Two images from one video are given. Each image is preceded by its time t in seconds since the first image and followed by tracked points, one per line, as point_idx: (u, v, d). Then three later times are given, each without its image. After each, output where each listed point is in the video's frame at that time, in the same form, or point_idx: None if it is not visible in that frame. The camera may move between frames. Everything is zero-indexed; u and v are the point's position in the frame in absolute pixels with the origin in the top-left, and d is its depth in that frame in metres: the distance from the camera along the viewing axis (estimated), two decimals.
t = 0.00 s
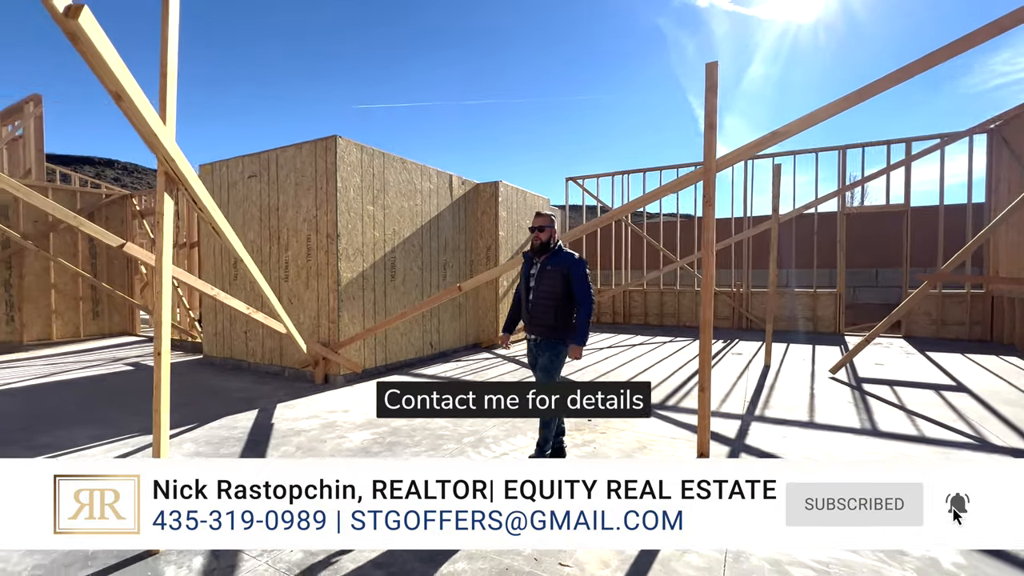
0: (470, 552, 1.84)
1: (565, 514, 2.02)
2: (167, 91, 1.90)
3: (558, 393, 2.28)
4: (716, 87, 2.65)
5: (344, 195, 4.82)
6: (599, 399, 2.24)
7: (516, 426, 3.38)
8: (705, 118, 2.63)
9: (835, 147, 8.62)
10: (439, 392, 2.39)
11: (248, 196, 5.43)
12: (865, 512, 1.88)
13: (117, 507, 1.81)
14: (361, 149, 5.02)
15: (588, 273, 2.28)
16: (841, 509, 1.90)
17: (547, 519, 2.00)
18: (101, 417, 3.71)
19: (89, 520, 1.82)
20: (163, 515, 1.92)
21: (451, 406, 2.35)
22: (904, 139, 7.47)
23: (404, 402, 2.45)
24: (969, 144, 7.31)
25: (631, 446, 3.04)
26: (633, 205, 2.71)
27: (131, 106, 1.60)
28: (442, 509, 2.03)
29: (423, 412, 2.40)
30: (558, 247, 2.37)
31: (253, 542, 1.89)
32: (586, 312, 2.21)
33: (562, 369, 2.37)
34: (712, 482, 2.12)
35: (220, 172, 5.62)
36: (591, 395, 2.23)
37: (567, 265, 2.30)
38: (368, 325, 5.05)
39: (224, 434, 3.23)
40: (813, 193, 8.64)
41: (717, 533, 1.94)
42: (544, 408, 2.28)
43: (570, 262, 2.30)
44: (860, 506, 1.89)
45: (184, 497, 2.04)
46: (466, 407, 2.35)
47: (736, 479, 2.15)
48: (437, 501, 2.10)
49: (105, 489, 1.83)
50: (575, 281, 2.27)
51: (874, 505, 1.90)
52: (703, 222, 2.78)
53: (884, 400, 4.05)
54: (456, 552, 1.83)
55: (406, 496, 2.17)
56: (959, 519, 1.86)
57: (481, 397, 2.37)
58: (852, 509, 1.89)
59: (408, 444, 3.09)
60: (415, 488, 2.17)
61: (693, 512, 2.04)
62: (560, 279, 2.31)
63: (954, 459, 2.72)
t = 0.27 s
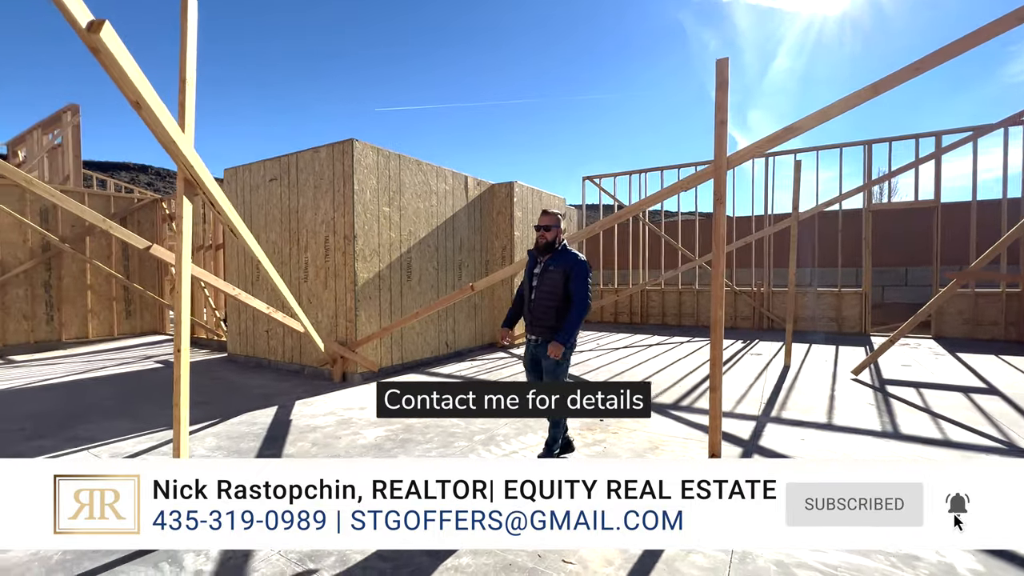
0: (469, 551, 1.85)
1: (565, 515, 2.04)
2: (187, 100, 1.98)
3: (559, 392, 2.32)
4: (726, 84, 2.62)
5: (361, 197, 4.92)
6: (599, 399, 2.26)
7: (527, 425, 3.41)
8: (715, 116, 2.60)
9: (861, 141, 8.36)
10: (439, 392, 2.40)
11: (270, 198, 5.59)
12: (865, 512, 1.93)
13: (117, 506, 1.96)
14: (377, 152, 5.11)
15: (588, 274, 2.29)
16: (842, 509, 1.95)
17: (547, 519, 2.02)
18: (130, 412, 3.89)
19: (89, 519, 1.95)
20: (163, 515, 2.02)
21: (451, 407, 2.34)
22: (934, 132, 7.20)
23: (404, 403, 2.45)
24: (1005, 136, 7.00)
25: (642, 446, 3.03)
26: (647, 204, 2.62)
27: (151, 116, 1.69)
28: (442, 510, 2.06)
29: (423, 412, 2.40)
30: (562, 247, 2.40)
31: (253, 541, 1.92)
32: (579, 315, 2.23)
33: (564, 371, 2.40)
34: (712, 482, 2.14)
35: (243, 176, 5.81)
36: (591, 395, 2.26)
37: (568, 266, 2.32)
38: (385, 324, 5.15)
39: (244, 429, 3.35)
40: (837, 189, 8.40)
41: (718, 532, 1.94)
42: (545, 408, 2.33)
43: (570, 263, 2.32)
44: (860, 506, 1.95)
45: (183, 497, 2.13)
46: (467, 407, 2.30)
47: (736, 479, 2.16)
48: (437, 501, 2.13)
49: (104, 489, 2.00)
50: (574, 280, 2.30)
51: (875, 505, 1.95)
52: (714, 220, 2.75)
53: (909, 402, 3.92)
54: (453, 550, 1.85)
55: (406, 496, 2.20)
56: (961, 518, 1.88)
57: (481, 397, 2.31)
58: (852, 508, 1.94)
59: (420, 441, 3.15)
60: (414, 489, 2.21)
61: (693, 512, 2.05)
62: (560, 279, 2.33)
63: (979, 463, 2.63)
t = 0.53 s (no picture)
0: (472, 552, 1.86)
1: (565, 514, 2.06)
2: (206, 107, 2.06)
3: (559, 393, 2.33)
4: (735, 83, 2.61)
5: (376, 199, 5.01)
6: (599, 399, 2.30)
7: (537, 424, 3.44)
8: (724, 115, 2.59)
9: (884, 137, 8.16)
10: (439, 392, 2.46)
11: (289, 201, 5.73)
12: (865, 512, 1.92)
13: (117, 506, 1.98)
14: (391, 154, 5.21)
15: (592, 274, 2.33)
16: (842, 509, 1.94)
17: (547, 519, 2.03)
18: (156, 407, 4.05)
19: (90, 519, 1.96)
20: (163, 515, 2.03)
21: (452, 406, 2.41)
22: (961, 127, 6.99)
23: (404, 403, 2.51)
24: None
25: (651, 446, 3.04)
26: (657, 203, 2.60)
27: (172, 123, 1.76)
28: (442, 510, 2.07)
29: (423, 412, 2.46)
30: (566, 247, 2.44)
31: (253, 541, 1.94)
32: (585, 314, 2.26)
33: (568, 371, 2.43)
34: (712, 482, 2.16)
35: (264, 179, 5.98)
36: (591, 395, 2.29)
37: (573, 266, 2.36)
38: (399, 323, 5.23)
39: (262, 425, 3.46)
40: (859, 186, 8.21)
41: (717, 533, 1.96)
42: (544, 408, 2.34)
43: (575, 263, 2.35)
44: (860, 506, 1.94)
45: (184, 497, 2.13)
46: (466, 407, 2.40)
47: (736, 479, 2.17)
48: (437, 501, 2.14)
49: (104, 489, 2.01)
50: (580, 278, 2.33)
51: (875, 505, 1.94)
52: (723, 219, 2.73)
53: (930, 404, 3.82)
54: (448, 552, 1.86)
55: (405, 496, 2.20)
56: (959, 516, 1.89)
57: (481, 397, 2.43)
58: (852, 509, 1.93)
59: (432, 438, 3.21)
60: (414, 488, 2.21)
61: (693, 512, 2.07)
62: (565, 279, 2.37)
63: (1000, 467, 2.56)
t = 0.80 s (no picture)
0: (473, 551, 1.89)
1: (565, 515, 2.09)
2: (223, 114, 2.15)
3: (558, 392, 2.35)
4: (741, 83, 2.62)
5: (388, 201, 5.11)
6: (599, 399, 2.31)
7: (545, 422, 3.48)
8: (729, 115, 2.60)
9: (902, 135, 8.01)
10: (439, 393, 2.52)
11: (304, 203, 5.87)
12: (864, 512, 1.95)
13: (117, 506, 2.01)
14: (404, 157, 5.30)
15: (594, 273, 2.38)
16: (842, 509, 1.97)
17: (547, 519, 2.06)
18: (176, 404, 4.18)
19: (90, 519, 1.99)
20: (164, 515, 2.05)
21: (451, 406, 2.47)
22: (983, 124, 6.83)
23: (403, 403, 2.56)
24: None
25: (658, 445, 3.05)
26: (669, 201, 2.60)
27: (192, 130, 1.85)
28: (442, 510, 2.09)
29: (423, 412, 2.52)
30: (566, 247, 2.49)
31: (253, 541, 1.96)
32: (592, 312, 2.30)
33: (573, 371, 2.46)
34: (712, 482, 2.19)
35: (281, 182, 6.13)
36: (591, 395, 2.30)
37: (575, 266, 2.41)
38: (411, 323, 5.32)
39: (277, 422, 3.56)
40: (876, 185, 8.07)
41: (716, 531, 1.99)
42: (544, 407, 2.39)
43: (578, 263, 2.40)
44: (860, 505, 1.97)
45: (184, 497, 2.17)
46: (466, 406, 2.46)
47: (736, 479, 2.19)
48: (437, 501, 2.16)
49: (105, 489, 2.05)
50: (582, 278, 2.37)
51: (874, 505, 1.97)
52: (730, 219, 2.73)
53: (945, 407, 3.76)
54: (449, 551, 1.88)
55: (405, 496, 2.22)
56: (959, 515, 1.93)
57: (481, 396, 2.50)
58: (852, 508, 1.96)
59: (441, 435, 3.28)
60: (414, 489, 2.23)
61: (693, 512, 2.09)
62: (568, 279, 2.41)
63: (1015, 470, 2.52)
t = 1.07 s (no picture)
0: (474, 551, 1.93)
1: (565, 515, 2.12)
2: (239, 123, 2.24)
3: (558, 392, 2.47)
4: (746, 87, 2.63)
5: (400, 204, 5.20)
6: (599, 399, 2.31)
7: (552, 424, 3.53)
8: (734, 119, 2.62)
9: (921, 135, 7.86)
10: (439, 392, 2.51)
11: (318, 206, 6.00)
12: (864, 512, 2.00)
13: (117, 506, 2.01)
14: (415, 161, 5.39)
15: (593, 277, 2.55)
16: (841, 509, 2.02)
17: (547, 519, 2.10)
18: (194, 402, 4.32)
19: (89, 519, 2.00)
20: (163, 515, 2.07)
21: (451, 407, 2.46)
22: (1004, 123, 6.68)
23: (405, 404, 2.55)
24: None
25: (663, 447, 3.07)
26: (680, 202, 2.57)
27: (209, 141, 1.93)
28: (442, 510, 2.12)
29: (423, 412, 2.51)
30: (564, 252, 2.64)
31: (252, 541, 1.98)
32: (588, 315, 2.48)
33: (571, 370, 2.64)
34: (712, 482, 2.23)
35: (296, 186, 6.28)
36: (590, 395, 2.31)
37: (573, 270, 2.57)
38: (422, 324, 5.40)
39: (291, 420, 3.67)
40: (893, 185, 7.95)
41: (716, 529, 2.04)
42: (544, 408, 2.51)
43: (575, 267, 2.57)
44: (859, 506, 2.01)
45: (184, 497, 2.20)
46: (467, 406, 2.45)
47: (737, 479, 2.20)
48: (437, 501, 2.20)
49: (104, 489, 2.06)
50: (581, 283, 2.54)
51: (874, 505, 2.01)
52: (735, 223, 2.72)
53: (960, 412, 3.70)
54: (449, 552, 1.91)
55: (405, 496, 2.25)
56: (959, 515, 1.97)
57: (481, 397, 2.46)
58: (852, 508, 2.01)
59: (449, 435, 3.34)
60: (414, 489, 2.26)
61: (693, 512, 2.13)
62: (566, 282, 2.58)
63: None
